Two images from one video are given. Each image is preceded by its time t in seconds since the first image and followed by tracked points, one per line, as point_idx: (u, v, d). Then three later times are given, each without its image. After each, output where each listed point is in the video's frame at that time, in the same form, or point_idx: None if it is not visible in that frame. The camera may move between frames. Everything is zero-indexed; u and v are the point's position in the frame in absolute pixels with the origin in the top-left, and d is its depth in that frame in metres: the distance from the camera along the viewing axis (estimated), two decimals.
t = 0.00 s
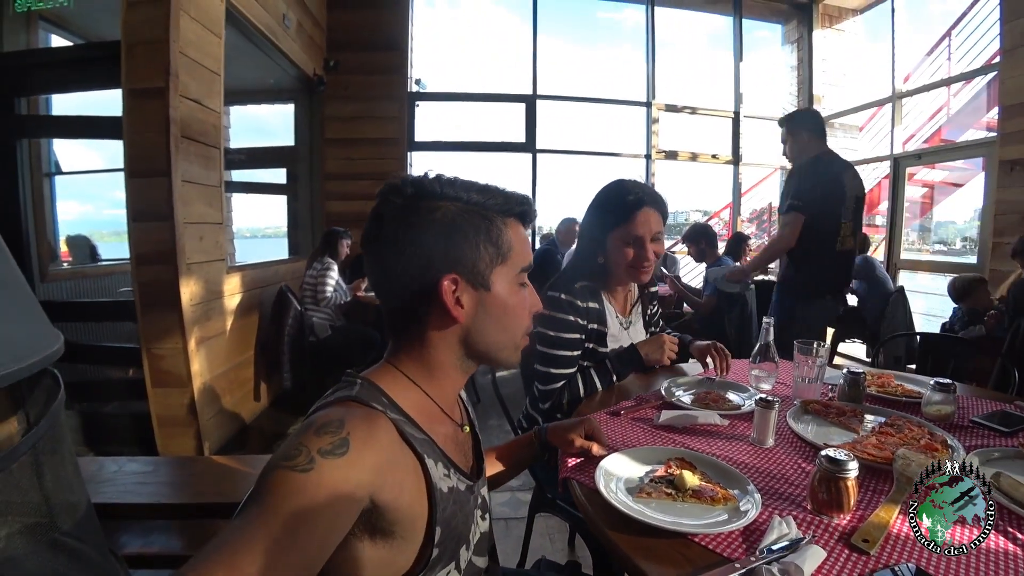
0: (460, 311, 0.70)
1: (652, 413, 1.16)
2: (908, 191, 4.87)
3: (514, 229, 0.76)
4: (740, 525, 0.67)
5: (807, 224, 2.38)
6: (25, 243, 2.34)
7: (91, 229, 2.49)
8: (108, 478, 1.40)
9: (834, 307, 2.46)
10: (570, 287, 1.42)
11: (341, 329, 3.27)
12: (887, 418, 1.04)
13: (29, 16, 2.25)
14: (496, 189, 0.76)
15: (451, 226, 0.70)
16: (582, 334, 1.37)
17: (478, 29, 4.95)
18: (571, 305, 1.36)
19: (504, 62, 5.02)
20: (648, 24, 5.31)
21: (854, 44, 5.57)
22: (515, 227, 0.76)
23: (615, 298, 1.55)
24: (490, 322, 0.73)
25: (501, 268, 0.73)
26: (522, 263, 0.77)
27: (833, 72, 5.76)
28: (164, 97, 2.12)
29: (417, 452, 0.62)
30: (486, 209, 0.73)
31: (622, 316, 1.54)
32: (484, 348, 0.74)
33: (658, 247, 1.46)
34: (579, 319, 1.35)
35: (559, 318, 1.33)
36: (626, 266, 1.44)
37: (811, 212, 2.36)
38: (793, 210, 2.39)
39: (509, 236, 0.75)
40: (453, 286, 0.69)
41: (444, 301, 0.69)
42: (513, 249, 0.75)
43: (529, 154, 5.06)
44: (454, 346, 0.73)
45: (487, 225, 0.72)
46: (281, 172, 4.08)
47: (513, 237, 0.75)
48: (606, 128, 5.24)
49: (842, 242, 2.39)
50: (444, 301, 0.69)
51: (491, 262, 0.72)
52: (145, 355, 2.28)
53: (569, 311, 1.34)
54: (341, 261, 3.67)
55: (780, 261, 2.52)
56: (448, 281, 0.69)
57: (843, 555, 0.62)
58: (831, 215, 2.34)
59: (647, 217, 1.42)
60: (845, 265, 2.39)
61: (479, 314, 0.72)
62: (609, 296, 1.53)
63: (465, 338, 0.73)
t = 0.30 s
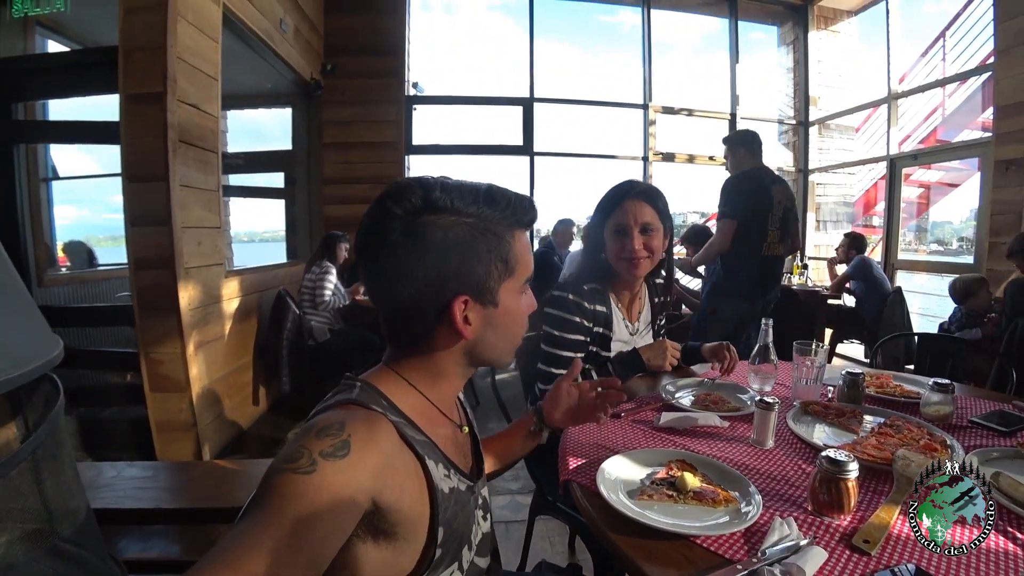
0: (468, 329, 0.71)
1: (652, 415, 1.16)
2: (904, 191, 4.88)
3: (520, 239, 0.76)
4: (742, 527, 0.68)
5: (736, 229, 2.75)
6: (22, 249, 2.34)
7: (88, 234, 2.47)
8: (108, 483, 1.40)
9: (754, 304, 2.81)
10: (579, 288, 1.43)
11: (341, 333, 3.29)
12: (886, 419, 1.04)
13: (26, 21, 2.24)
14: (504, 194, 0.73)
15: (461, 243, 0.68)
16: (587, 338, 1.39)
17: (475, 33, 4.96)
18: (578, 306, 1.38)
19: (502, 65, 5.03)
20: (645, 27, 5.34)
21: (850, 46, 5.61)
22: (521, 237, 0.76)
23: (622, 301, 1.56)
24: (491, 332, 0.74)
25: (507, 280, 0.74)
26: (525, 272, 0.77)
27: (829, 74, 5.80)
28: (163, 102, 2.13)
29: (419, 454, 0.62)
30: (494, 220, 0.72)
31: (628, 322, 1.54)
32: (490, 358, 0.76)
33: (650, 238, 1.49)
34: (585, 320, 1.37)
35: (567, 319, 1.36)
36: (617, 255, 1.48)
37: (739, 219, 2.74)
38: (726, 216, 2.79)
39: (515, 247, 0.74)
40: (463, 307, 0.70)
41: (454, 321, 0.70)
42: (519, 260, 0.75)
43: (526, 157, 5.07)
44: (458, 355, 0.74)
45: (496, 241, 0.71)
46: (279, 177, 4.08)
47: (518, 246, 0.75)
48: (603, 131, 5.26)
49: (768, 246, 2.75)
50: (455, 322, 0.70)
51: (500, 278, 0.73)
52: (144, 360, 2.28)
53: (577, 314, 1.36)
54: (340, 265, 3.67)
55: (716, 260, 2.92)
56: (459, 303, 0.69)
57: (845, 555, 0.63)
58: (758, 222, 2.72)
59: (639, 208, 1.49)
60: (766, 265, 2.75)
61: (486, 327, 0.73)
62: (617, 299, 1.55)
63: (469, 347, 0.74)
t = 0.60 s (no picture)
0: (442, 318, 0.69)
1: (651, 420, 1.16)
2: (901, 196, 4.90)
3: (504, 230, 0.72)
4: (742, 537, 0.67)
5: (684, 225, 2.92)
6: (15, 244, 2.31)
7: (82, 229, 2.44)
8: (97, 481, 1.38)
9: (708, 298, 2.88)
10: (590, 293, 1.45)
11: (336, 332, 3.26)
12: (885, 427, 1.04)
13: (21, 15, 2.19)
14: (485, 187, 0.73)
15: (432, 231, 0.68)
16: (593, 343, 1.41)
17: (475, 32, 4.95)
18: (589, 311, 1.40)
19: (501, 65, 5.02)
20: (644, 29, 5.33)
21: (848, 50, 5.63)
22: (505, 227, 0.73)
23: (630, 309, 1.56)
24: (479, 326, 0.71)
25: (489, 270, 0.70)
26: (512, 262, 0.72)
27: (828, 78, 5.82)
28: (159, 98, 2.10)
29: (411, 460, 0.60)
30: (471, 210, 0.71)
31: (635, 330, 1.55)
32: (476, 353, 0.72)
33: (655, 244, 1.49)
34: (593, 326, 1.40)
35: (574, 323, 1.36)
36: (621, 261, 1.50)
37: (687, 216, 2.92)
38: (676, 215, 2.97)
39: (496, 236, 0.71)
40: (434, 292, 0.68)
41: (423, 308, 0.68)
42: (501, 248, 0.71)
43: (524, 158, 5.06)
44: (442, 352, 0.72)
45: (470, 228, 0.69)
46: (276, 174, 4.05)
47: (502, 236, 0.72)
48: (602, 132, 5.25)
49: (717, 242, 2.88)
50: (424, 309, 0.68)
51: (476, 265, 0.69)
52: (137, 357, 2.26)
53: (585, 317, 1.37)
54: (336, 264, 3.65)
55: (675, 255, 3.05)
56: (426, 288, 0.68)
57: (844, 566, 0.62)
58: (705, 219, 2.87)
59: (643, 216, 1.51)
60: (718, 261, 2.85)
61: (465, 320, 0.70)
62: (625, 308, 1.55)
63: (461, 346, 0.72)
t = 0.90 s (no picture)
0: (463, 306, 0.72)
1: (649, 415, 1.18)
2: (896, 198, 4.95)
3: (506, 219, 0.76)
4: (740, 526, 0.69)
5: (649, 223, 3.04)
6: (13, 240, 2.27)
7: (76, 224, 2.48)
8: (98, 476, 1.38)
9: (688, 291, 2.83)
10: (597, 292, 1.47)
11: (336, 329, 3.27)
12: (877, 422, 1.06)
13: (20, 7, 2.17)
14: (491, 182, 0.77)
15: (448, 223, 0.71)
16: (596, 341, 1.42)
17: (474, 30, 4.96)
18: (594, 309, 1.41)
19: (501, 63, 5.03)
20: (643, 27, 5.34)
21: (846, 52, 5.66)
22: (507, 217, 0.77)
23: (634, 309, 1.59)
24: (497, 316, 0.75)
25: (500, 260, 0.74)
26: (519, 250, 0.78)
27: (825, 79, 5.85)
28: (159, 92, 2.10)
29: (423, 452, 0.62)
30: (481, 202, 0.74)
31: (636, 329, 1.58)
32: (494, 341, 0.76)
33: (662, 246, 1.51)
34: (597, 323, 1.40)
35: (578, 320, 1.38)
36: (628, 261, 1.52)
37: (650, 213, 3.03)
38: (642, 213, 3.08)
39: (502, 227, 0.75)
40: (455, 281, 0.71)
41: (446, 295, 0.70)
42: (509, 237, 0.76)
43: (523, 155, 5.07)
44: (459, 338, 0.74)
45: (480, 219, 0.73)
46: (274, 170, 4.04)
47: (507, 227, 0.76)
48: (600, 131, 5.27)
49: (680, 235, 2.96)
50: (447, 297, 0.70)
51: (490, 253, 0.73)
52: (136, 352, 2.26)
53: (590, 316, 1.39)
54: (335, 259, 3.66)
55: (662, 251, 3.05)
56: (449, 276, 0.70)
57: (840, 555, 0.64)
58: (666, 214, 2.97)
59: (655, 216, 1.53)
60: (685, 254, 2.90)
61: (482, 308, 0.73)
62: (630, 307, 1.58)
63: (475, 333, 0.75)
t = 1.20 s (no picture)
0: (462, 299, 0.72)
1: (635, 410, 1.19)
2: (880, 206, 5.05)
3: (496, 215, 0.78)
4: (723, 515, 0.70)
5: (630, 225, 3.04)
6: None
7: (59, 214, 2.43)
8: (79, 468, 1.36)
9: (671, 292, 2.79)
10: (586, 289, 1.48)
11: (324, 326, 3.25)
12: (857, 419, 1.09)
13: None
14: (490, 181, 0.78)
15: (454, 219, 0.71)
16: (585, 336, 1.43)
17: (468, 30, 4.96)
18: (582, 305, 1.43)
19: (494, 63, 5.04)
20: (635, 32, 5.39)
21: (834, 62, 5.77)
22: (496, 212, 0.78)
23: (622, 308, 1.61)
24: (486, 310, 0.77)
25: (493, 257, 0.77)
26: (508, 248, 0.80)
27: (813, 88, 5.94)
28: (150, 80, 2.08)
29: (404, 437, 0.62)
30: (480, 199, 0.76)
31: (624, 327, 1.60)
32: (481, 328, 0.77)
33: (652, 245, 1.53)
34: (585, 320, 1.42)
35: (568, 316, 1.39)
36: (618, 259, 1.53)
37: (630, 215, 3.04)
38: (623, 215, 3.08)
39: (496, 226, 0.78)
40: (457, 278, 0.71)
41: (450, 292, 0.71)
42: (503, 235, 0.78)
43: (514, 156, 5.09)
44: (450, 328, 0.75)
45: (476, 214, 0.74)
46: (263, 164, 4.01)
47: (499, 225, 0.79)
48: (592, 133, 5.31)
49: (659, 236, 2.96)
50: (450, 294, 0.71)
51: (487, 249, 0.75)
52: (119, 344, 2.22)
53: (578, 312, 1.40)
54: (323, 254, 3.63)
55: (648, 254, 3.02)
56: (453, 272, 0.71)
57: (819, 542, 0.66)
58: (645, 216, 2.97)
59: (645, 216, 1.55)
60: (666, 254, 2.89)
61: (477, 301, 0.75)
62: (618, 306, 1.60)
63: (466, 324, 0.76)
